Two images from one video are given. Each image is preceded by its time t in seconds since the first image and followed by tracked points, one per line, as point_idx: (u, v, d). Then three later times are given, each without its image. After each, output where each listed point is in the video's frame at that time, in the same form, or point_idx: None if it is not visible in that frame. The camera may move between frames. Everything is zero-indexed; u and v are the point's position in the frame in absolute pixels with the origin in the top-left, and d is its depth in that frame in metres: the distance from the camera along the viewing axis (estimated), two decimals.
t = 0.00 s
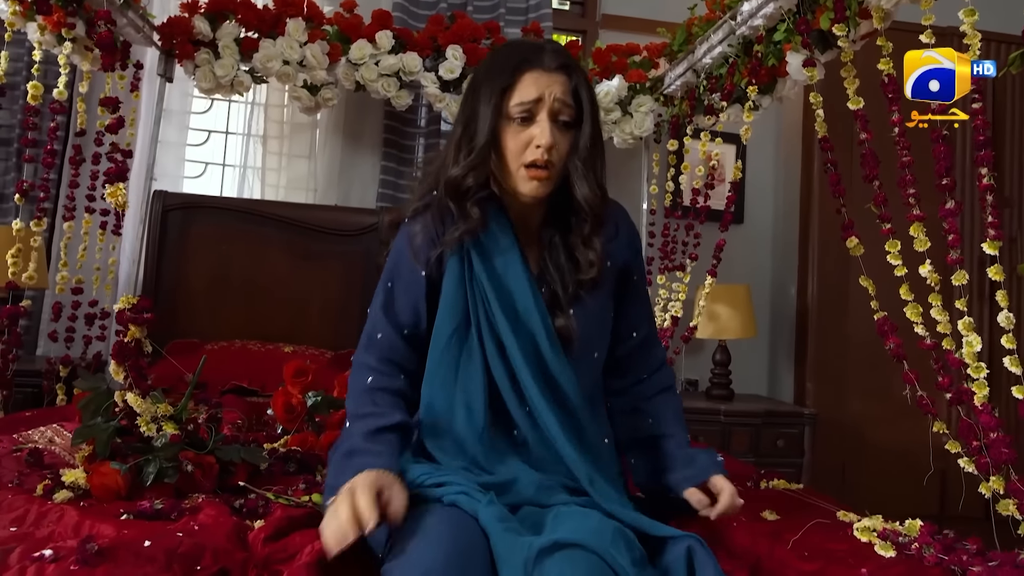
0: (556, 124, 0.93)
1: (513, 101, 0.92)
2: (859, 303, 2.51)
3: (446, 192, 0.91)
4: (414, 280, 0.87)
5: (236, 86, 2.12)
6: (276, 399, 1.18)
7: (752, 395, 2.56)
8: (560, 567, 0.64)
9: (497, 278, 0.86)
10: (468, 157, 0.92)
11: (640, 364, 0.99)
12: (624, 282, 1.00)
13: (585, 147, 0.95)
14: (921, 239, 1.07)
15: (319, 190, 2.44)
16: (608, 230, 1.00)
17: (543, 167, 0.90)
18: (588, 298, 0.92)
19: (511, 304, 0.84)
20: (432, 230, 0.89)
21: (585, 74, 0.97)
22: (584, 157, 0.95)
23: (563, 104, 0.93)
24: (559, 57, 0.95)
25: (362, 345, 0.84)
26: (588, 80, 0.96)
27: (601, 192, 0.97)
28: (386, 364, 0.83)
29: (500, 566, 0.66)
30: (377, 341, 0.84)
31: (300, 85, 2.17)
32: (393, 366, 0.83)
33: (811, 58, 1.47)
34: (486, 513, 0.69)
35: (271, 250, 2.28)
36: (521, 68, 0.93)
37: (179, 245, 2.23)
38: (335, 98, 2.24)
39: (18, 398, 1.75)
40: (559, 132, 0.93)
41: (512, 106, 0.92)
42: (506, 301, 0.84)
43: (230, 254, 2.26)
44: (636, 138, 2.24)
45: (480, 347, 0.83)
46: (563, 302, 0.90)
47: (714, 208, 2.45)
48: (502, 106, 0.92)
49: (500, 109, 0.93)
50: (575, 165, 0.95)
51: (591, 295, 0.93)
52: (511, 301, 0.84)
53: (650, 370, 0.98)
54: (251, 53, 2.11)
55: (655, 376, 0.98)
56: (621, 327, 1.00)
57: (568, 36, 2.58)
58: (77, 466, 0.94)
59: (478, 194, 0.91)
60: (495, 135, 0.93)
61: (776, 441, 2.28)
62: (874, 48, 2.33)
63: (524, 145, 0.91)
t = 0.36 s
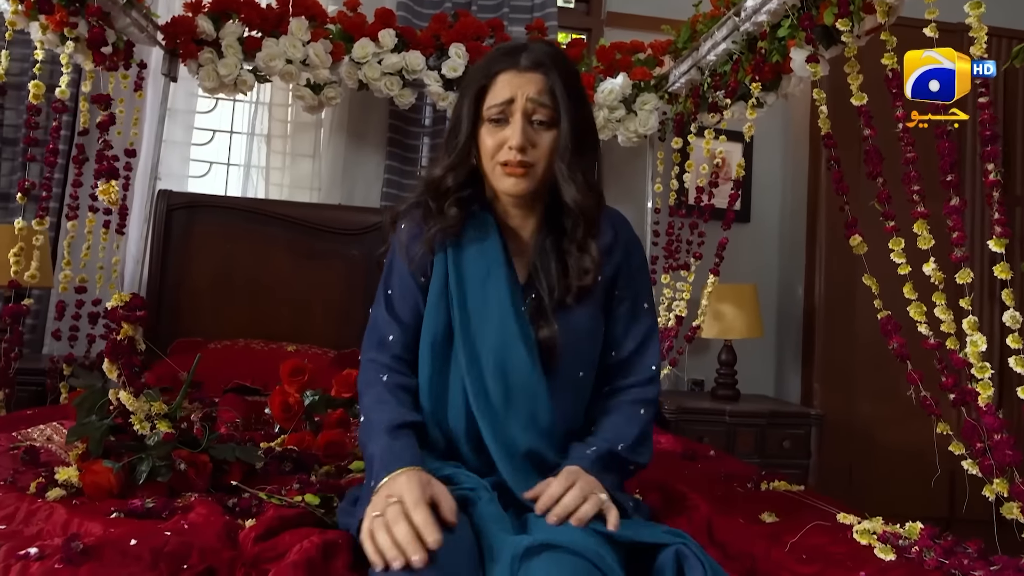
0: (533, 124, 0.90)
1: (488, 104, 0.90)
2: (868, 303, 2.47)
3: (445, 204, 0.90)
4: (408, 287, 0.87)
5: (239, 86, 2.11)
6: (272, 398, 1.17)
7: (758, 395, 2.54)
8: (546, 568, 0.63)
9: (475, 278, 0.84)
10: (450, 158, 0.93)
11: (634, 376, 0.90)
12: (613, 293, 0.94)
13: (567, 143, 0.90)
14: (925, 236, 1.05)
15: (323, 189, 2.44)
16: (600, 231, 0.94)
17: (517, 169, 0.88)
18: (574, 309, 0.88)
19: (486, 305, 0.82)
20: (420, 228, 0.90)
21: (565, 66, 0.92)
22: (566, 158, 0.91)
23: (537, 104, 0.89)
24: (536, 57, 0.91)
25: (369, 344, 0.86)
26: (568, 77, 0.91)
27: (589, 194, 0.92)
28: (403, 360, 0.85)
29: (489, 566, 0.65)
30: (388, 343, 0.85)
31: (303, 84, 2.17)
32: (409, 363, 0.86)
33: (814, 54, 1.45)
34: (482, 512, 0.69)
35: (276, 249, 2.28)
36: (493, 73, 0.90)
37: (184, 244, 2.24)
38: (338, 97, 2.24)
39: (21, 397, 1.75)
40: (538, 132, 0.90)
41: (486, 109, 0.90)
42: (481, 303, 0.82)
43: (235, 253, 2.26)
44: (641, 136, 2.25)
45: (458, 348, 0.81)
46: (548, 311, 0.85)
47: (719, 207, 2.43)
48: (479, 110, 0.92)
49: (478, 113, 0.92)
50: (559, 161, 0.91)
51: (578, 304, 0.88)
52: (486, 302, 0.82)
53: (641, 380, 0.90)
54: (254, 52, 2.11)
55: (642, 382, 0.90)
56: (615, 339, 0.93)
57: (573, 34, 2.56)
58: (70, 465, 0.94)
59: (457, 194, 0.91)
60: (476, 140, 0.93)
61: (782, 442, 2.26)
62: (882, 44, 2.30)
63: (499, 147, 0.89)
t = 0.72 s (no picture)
0: (513, 115, 0.88)
1: (471, 96, 0.90)
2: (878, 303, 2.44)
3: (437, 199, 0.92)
4: (403, 284, 0.87)
5: (244, 85, 2.11)
6: (271, 398, 1.16)
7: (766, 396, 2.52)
8: (534, 570, 0.61)
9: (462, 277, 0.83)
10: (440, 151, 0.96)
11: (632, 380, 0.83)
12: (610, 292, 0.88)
13: (545, 134, 0.87)
14: (929, 234, 1.03)
15: (328, 189, 2.45)
16: (592, 229, 0.90)
17: (496, 159, 0.86)
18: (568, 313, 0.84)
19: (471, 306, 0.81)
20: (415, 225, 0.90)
21: (549, 54, 0.91)
22: (547, 150, 0.87)
23: (516, 94, 0.87)
24: (518, 48, 0.91)
25: (357, 348, 0.85)
26: (548, 67, 0.89)
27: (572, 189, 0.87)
28: (380, 369, 0.82)
29: (476, 569, 0.64)
30: (376, 344, 0.84)
31: (308, 84, 2.17)
32: (390, 371, 0.83)
33: (819, 50, 1.43)
34: (468, 514, 0.67)
35: (282, 250, 2.29)
36: (477, 64, 0.91)
37: (190, 244, 2.25)
38: (344, 96, 2.24)
39: (27, 395, 1.76)
40: (517, 123, 0.88)
41: (470, 101, 0.90)
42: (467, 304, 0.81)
43: (242, 253, 2.27)
44: (646, 134, 2.21)
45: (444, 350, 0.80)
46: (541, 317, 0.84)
47: (724, 206, 2.41)
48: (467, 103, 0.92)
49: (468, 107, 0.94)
50: (539, 156, 0.87)
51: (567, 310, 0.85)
52: (472, 303, 0.81)
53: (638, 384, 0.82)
54: (259, 52, 2.12)
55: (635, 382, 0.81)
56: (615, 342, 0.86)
57: (579, 32, 2.56)
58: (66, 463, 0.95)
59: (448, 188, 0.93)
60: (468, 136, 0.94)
61: (790, 444, 2.24)
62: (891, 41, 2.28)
63: (479, 140, 0.88)
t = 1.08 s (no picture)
0: (499, 108, 0.89)
1: (457, 93, 0.92)
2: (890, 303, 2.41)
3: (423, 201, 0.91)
4: (387, 302, 0.88)
5: (253, 87, 2.11)
6: (273, 398, 1.17)
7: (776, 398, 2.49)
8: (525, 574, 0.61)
9: (453, 294, 0.83)
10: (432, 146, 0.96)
11: (640, 393, 0.84)
12: (612, 302, 0.88)
13: (529, 123, 0.87)
14: (938, 233, 1.01)
15: (336, 190, 2.44)
16: (591, 236, 0.89)
17: (481, 152, 0.87)
18: (560, 328, 0.84)
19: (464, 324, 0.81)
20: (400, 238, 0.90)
21: (534, 49, 0.91)
22: (534, 140, 0.87)
23: (502, 87, 0.88)
24: (504, 45, 0.92)
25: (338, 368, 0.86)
26: (534, 61, 0.90)
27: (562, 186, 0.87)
28: (353, 388, 0.83)
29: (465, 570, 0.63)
30: (352, 362, 0.85)
31: (316, 85, 2.17)
32: (363, 390, 0.84)
33: (827, 47, 1.41)
34: (458, 516, 0.67)
35: (290, 250, 2.29)
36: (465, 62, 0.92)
37: (199, 245, 2.26)
38: (351, 97, 2.24)
39: (36, 395, 1.78)
40: (502, 117, 0.88)
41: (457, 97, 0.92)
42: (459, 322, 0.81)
43: (250, 254, 2.28)
44: (655, 134, 2.20)
45: (439, 370, 0.80)
46: (535, 332, 0.82)
47: (732, 206, 2.39)
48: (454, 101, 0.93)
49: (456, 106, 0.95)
50: (523, 147, 0.87)
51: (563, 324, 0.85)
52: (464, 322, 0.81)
53: (651, 400, 0.84)
54: (267, 53, 2.12)
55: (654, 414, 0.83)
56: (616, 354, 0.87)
57: (588, 31, 2.54)
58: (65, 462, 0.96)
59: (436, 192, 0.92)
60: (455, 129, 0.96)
61: (800, 446, 2.21)
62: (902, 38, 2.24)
63: (465, 135, 0.89)
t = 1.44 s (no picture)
0: (507, 92, 0.91)
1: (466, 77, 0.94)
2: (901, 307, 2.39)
3: (431, 176, 0.94)
4: (384, 273, 0.91)
5: (262, 91, 2.13)
6: (276, 398, 1.18)
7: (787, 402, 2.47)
8: (515, 574, 0.60)
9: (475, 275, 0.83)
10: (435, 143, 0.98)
11: (655, 362, 0.88)
12: (618, 267, 0.93)
13: (536, 108, 0.90)
14: (945, 234, 0.99)
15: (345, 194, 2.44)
16: (590, 213, 0.93)
17: (490, 135, 0.89)
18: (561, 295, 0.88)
19: (490, 305, 0.81)
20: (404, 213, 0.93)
21: (542, 35, 0.94)
22: (539, 125, 0.90)
23: (510, 71, 0.91)
24: (513, 29, 0.94)
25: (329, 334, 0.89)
26: (542, 46, 0.93)
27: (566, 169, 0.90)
28: (337, 352, 0.86)
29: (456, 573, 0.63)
30: (341, 328, 0.88)
31: (325, 89, 2.18)
32: (345, 355, 0.86)
33: (834, 47, 1.40)
34: (451, 518, 0.67)
35: (298, 253, 2.31)
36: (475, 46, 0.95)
37: (209, 248, 2.28)
38: (360, 101, 2.25)
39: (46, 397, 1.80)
40: (509, 100, 0.91)
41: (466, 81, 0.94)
42: (483, 303, 0.81)
43: (259, 257, 2.29)
44: (663, 136, 2.18)
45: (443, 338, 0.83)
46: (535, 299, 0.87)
47: (741, 208, 2.37)
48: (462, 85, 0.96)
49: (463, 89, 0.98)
50: (531, 133, 0.90)
51: (565, 291, 0.89)
52: (490, 304, 0.81)
53: (684, 374, 0.86)
54: (276, 58, 2.14)
55: (691, 387, 0.86)
56: (637, 321, 0.91)
57: (597, 34, 2.54)
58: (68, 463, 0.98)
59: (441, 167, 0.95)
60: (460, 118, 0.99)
61: (812, 451, 2.18)
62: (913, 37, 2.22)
63: (472, 119, 0.91)
